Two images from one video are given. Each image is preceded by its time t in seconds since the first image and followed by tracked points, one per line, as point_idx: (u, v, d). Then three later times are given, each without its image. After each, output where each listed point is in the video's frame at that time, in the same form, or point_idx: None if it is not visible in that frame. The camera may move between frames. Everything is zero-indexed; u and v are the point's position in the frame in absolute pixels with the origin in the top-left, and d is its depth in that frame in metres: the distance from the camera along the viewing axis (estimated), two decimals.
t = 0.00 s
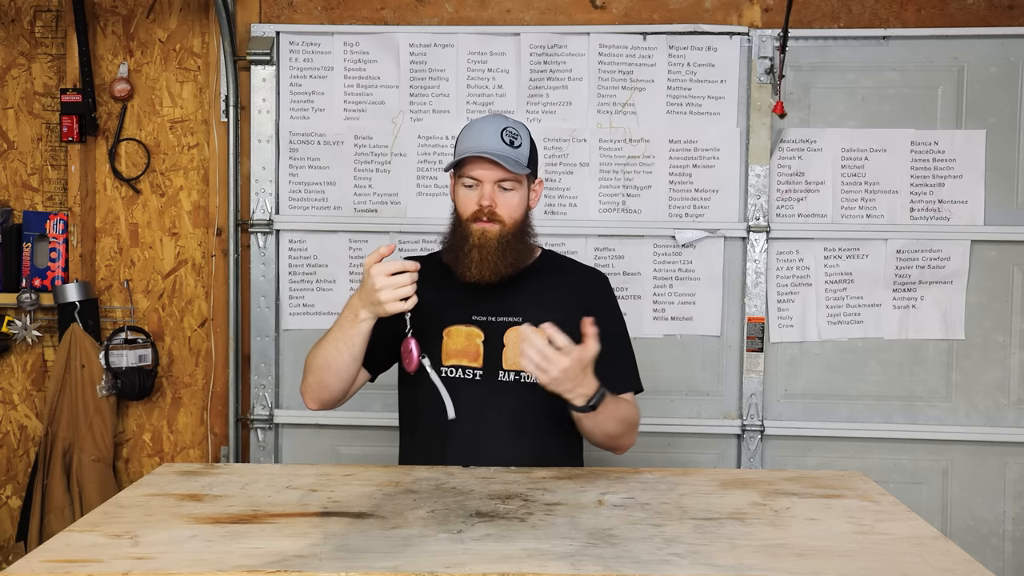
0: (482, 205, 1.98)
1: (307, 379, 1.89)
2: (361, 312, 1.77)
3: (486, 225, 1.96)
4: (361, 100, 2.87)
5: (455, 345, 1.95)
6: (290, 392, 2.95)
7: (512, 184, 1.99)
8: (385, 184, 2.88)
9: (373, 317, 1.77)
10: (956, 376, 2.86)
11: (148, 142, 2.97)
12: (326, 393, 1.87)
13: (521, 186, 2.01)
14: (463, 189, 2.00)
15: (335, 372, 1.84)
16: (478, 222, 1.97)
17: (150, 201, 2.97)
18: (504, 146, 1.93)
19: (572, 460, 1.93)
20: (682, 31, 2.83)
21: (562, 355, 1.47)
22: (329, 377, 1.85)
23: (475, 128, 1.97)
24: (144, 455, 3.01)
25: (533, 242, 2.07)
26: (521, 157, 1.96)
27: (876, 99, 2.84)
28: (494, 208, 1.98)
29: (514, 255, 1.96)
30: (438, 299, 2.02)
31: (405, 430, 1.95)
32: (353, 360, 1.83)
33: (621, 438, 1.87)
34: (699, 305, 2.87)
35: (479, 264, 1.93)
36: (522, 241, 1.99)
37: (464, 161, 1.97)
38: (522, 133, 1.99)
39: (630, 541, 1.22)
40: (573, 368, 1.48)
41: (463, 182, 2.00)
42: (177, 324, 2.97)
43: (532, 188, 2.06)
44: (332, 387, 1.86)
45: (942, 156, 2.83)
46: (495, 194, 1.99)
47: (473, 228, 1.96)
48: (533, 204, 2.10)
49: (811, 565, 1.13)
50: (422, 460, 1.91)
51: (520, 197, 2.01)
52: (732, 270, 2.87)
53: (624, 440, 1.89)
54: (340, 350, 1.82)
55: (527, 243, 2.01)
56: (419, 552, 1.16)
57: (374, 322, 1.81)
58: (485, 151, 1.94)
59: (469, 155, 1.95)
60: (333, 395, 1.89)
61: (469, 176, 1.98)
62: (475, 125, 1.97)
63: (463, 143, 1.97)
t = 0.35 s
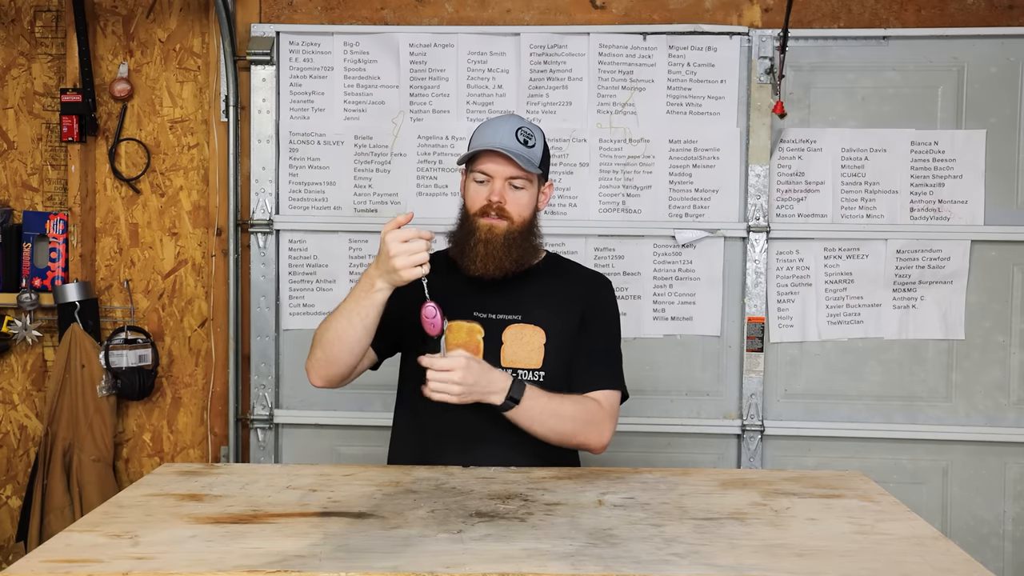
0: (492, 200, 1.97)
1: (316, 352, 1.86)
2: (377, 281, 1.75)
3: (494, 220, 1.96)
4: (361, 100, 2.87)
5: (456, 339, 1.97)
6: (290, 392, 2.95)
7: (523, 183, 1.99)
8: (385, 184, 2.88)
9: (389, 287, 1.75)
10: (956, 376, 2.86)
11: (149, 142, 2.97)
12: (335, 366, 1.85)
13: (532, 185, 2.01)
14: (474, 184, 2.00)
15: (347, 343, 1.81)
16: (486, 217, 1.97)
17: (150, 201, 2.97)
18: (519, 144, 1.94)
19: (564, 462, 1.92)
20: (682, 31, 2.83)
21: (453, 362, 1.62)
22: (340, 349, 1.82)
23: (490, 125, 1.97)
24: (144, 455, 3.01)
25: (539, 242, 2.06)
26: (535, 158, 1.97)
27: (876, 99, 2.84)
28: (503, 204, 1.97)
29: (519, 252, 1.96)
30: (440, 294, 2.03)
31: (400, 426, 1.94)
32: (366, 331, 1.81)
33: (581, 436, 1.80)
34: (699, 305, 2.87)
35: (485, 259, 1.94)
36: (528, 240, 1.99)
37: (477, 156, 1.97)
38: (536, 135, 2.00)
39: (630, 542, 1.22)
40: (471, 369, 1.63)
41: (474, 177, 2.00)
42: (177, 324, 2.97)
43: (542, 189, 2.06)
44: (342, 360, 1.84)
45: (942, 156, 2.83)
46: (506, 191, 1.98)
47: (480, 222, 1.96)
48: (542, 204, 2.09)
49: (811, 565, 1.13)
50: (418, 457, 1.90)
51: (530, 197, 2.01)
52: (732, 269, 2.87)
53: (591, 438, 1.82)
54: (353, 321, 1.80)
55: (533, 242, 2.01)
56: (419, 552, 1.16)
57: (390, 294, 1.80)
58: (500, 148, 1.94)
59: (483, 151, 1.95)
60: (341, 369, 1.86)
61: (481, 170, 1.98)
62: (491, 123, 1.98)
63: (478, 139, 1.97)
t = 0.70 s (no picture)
0: (494, 199, 1.97)
1: (319, 340, 1.88)
2: (381, 272, 1.76)
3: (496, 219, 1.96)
4: (361, 100, 2.87)
5: (455, 336, 1.95)
6: (290, 393, 2.95)
7: (526, 182, 2.00)
8: (385, 184, 2.88)
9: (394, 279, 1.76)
10: (956, 376, 2.86)
11: (149, 142, 2.97)
12: (336, 356, 1.86)
13: (534, 184, 2.02)
14: (476, 183, 2.01)
15: (347, 333, 1.82)
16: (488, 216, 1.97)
17: (150, 201, 2.97)
18: (520, 143, 1.94)
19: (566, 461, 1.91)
20: (682, 31, 2.83)
21: (459, 290, 1.64)
22: (341, 339, 1.83)
23: (492, 125, 1.98)
24: (144, 455, 3.00)
25: (541, 241, 2.07)
26: (537, 157, 1.97)
27: (876, 99, 2.84)
28: (505, 203, 1.97)
29: (521, 251, 1.96)
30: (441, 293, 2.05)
31: (401, 426, 1.95)
32: (367, 323, 1.81)
33: (580, 393, 1.79)
34: (699, 305, 2.87)
35: (487, 257, 1.94)
36: (530, 238, 1.99)
37: (478, 154, 1.98)
38: (539, 135, 2.01)
39: (630, 542, 1.22)
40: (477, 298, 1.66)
41: (476, 176, 2.00)
42: (177, 324, 2.97)
43: (545, 191, 2.07)
44: (343, 350, 1.85)
45: (942, 156, 2.83)
46: (508, 189, 1.99)
47: (482, 221, 1.96)
48: (543, 204, 2.10)
49: (811, 565, 1.13)
50: (419, 456, 1.92)
51: (532, 196, 2.02)
52: (732, 269, 2.87)
53: (591, 399, 1.80)
54: (355, 312, 1.80)
55: (535, 242, 2.01)
56: (420, 552, 1.16)
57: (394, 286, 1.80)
58: (501, 147, 1.95)
59: (485, 150, 1.96)
60: (342, 359, 1.87)
61: (483, 169, 1.98)
62: (493, 123, 1.99)
63: (480, 139, 1.98)
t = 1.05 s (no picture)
0: (486, 198, 1.98)
1: (314, 344, 1.88)
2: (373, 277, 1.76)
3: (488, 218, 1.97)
4: (361, 100, 2.87)
5: (454, 337, 1.96)
6: (290, 393, 2.95)
7: (517, 179, 2.00)
8: (385, 184, 2.88)
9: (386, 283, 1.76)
10: (956, 376, 2.86)
11: (148, 142, 2.97)
12: (331, 360, 1.86)
13: (525, 182, 2.02)
14: (467, 182, 2.01)
15: (342, 337, 1.82)
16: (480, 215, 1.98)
17: (150, 201, 2.97)
18: (511, 141, 1.95)
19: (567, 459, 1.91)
20: (682, 31, 2.83)
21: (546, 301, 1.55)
22: (336, 343, 1.83)
23: (481, 125, 1.99)
24: (144, 455, 3.00)
25: (535, 239, 2.06)
26: (527, 154, 1.97)
27: (876, 99, 2.84)
28: (497, 202, 1.98)
29: (514, 249, 1.97)
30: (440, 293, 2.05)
31: (401, 429, 1.94)
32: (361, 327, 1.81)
33: (620, 404, 1.85)
34: (699, 305, 2.87)
35: (480, 257, 1.94)
36: (524, 237, 1.99)
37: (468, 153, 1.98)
38: (528, 132, 2.01)
39: (630, 542, 1.22)
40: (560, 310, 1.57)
41: (467, 176, 2.01)
42: (177, 323, 2.97)
43: (537, 189, 2.07)
44: (338, 354, 1.85)
45: (942, 156, 2.83)
46: (499, 188, 1.99)
47: (474, 221, 1.97)
48: (536, 202, 2.11)
49: (811, 565, 1.13)
50: (420, 457, 1.91)
51: (524, 194, 2.02)
52: (732, 269, 2.87)
53: (621, 408, 1.86)
54: (349, 316, 1.81)
55: (528, 240, 2.01)
56: (420, 552, 1.16)
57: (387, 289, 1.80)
58: (491, 145, 1.95)
59: (476, 149, 1.96)
60: (338, 363, 1.87)
61: (474, 169, 1.98)
62: (483, 123, 2.00)
63: (469, 139, 1.99)
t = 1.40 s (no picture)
0: (495, 194, 2.00)
1: (305, 348, 1.88)
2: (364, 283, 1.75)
3: (498, 214, 1.98)
4: (361, 100, 2.87)
5: (453, 339, 1.96)
6: (289, 392, 2.95)
7: (524, 175, 2.02)
8: (385, 184, 2.88)
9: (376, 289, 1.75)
10: (956, 377, 2.86)
11: (148, 142, 2.97)
12: (322, 363, 1.88)
13: (531, 179, 2.05)
14: (474, 179, 2.02)
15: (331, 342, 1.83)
16: (489, 211, 1.99)
17: (150, 201, 2.97)
18: (518, 138, 1.99)
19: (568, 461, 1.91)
20: (682, 31, 2.83)
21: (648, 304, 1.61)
22: (325, 348, 1.84)
23: (485, 123, 2.02)
24: (144, 455, 3.01)
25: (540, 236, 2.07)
26: (533, 151, 2.02)
27: (876, 99, 2.84)
28: (506, 199, 2.00)
29: (524, 247, 1.98)
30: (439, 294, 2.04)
31: (398, 431, 1.94)
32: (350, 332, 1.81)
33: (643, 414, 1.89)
34: (699, 305, 2.87)
35: (492, 254, 1.95)
36: (531, 233, 2.01)
37: (474, 151, 2.00)
38: (531, 130, 2.05)
39: (630, 541, 1.22)
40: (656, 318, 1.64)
41: (473, 173, 2.02)
42: (177, 323, 2.97)
43: (540, 188, 2.10)
44: (328, 358, 1.86)
45: (942, 156, 2.83)
46: (507, 184, 2.01)
47: (484, 218, 1.98)
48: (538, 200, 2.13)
49: (811, 565, 1.13)
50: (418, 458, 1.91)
51: (529, 190, 2.04)
52: (732, 269, 2.87)
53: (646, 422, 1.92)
54: (338, 322, 1.81)
55: (536, 237, 2.03)
56: (420, 552, 1.16)
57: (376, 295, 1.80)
58: (499, 141, 1.98)
59: (483, 146, 1.99)
60: (328, 365, 1.89)
61: (481, 165, 2.00)
62: (486, 120, 2.03)
63: (474, 137, 2.01)
